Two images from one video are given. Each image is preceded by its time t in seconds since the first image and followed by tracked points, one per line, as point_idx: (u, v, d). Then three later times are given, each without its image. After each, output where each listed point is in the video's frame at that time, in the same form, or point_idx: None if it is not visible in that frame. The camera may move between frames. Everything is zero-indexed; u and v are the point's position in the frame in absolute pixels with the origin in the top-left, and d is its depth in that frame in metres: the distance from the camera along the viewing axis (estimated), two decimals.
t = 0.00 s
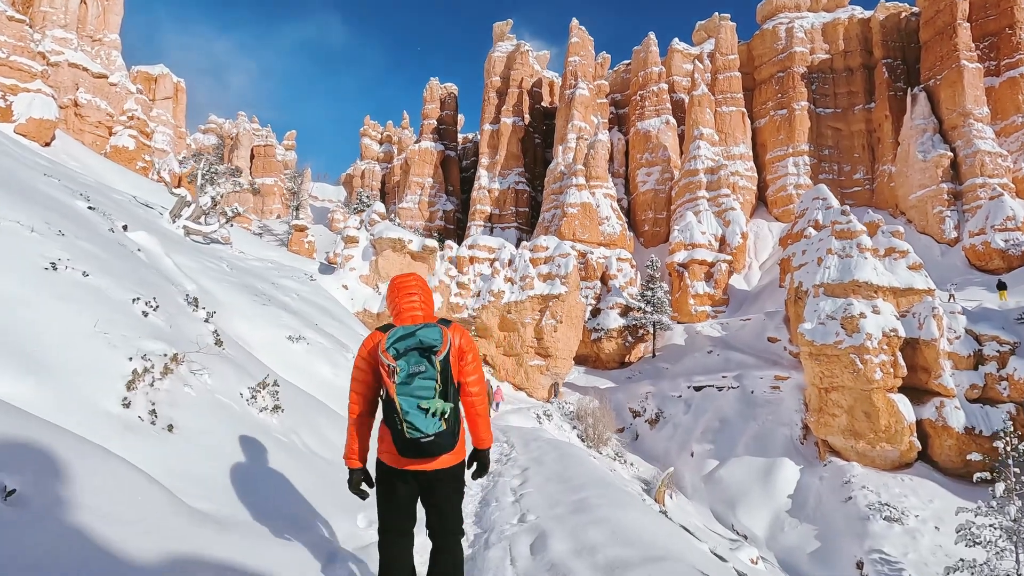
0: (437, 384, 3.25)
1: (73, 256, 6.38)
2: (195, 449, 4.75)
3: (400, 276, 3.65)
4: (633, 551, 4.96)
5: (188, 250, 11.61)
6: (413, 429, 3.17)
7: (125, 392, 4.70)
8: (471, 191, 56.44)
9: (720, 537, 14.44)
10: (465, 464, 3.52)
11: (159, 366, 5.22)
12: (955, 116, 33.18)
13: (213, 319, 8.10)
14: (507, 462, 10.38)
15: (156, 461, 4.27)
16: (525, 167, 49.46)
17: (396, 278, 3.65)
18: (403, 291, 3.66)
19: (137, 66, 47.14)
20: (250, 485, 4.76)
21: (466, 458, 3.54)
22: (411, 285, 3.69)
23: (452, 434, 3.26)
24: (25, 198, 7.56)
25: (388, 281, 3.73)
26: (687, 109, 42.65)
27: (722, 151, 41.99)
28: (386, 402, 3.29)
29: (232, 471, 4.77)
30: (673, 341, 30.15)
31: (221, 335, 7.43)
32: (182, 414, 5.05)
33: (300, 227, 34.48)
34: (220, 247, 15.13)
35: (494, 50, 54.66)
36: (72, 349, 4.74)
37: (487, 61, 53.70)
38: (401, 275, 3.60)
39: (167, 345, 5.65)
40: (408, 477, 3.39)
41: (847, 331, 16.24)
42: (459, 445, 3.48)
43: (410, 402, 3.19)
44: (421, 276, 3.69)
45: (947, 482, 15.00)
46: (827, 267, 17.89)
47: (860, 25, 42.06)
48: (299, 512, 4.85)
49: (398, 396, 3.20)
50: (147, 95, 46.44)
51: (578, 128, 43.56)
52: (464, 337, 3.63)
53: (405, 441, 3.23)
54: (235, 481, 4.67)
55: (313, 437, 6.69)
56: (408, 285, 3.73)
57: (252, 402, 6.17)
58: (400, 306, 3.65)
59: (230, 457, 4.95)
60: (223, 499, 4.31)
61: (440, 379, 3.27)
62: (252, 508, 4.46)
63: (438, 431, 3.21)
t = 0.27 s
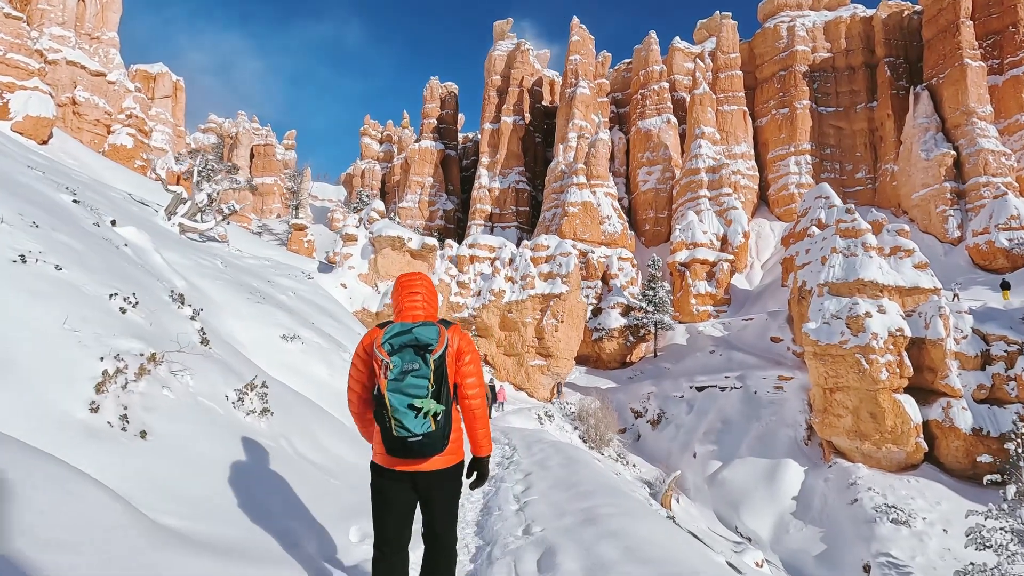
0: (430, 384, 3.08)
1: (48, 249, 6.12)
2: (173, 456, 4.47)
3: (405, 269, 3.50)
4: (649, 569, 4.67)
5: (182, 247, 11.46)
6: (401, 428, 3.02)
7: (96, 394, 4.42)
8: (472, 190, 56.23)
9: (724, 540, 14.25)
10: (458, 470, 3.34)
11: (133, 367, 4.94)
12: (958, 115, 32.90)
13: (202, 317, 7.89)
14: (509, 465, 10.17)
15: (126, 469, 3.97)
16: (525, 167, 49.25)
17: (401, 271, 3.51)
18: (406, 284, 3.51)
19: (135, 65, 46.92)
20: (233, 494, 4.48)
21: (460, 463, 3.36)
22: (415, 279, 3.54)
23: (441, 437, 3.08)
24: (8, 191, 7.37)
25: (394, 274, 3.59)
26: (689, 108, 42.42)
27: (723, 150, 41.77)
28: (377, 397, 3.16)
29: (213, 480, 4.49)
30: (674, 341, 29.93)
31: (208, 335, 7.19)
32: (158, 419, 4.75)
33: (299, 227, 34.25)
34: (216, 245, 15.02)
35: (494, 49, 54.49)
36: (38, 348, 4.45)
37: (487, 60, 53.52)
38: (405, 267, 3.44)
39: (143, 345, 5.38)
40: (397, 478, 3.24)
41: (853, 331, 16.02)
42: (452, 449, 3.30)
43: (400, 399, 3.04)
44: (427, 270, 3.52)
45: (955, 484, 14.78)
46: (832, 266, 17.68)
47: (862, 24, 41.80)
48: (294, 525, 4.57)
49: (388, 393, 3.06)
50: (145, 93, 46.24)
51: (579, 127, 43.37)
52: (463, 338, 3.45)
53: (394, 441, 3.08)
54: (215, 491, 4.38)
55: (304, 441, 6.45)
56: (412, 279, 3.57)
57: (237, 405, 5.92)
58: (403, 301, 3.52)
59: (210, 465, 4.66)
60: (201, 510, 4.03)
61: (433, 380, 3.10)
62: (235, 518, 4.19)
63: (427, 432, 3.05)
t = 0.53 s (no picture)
0: (440, 401, 3.09)
1: (11, 242, 5.84)
2: (139, 464, 4.20)
3: (427, 282, 3.54)
4: None
5: (172, 245, 11.32)
6: (408, 443, 3.06)
7: (54, 399, 4.14)
8: (470, 191, 56.03)
9: (726, 543, 14.10)
10: (461, 485, 3.37)
11: (99, 369, 4.67)
12: (957, 115, 32.78)
13: (188, 316, 7.70)
14: (508, 469, 9.97)
15: (83, 480, 3.70)
16: (523, 166, 49.06)
17: (424, 283, 3.54)
18: (427, 298, 3.56)
19: (131, 63, 46.60)
20: (210, 507, 4.22)
21: (464, 479, 3.38)
22: (437, 293, 3.58)
23: (446, 456, 3.10)
24: None
25: (417, 283, 3.62)
26: (687, 108, 42.31)
27: (722, 150, 41.70)
28: (386, 409, 3.20)
29: (182, 491, 4.22)
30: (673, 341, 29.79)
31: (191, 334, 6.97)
32: (126, 424, 4.48)
33: (295, 226, 33.97)
34: (209, 244, 14.92)
35: (492, 49, 54.33)
36: None
37: (486, 59, 53.40)
38: (427, 280, 3.47)
39: (113, 345, 5.13)
40: (400, 490, 3.27)
41: (854, 331, 15.87)
42: (457, 466, 3.32)
43: (408, 414, 3.08)
44: (449, 284, 3.55)
45: (958, 485, 14.64)
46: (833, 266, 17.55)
47: (860, 24, 41.76)
48: (271, 540, 4.26)
49: (398, 408, 3.09)
50: (141, 92, 45.94)
51: (577, 127, 43.26)
52: (478, 356, 3.49)
53: (400, 454, 3.13)
54: (184, 502, 4.11)
55: (291, 446, 6.21)
56: (434, 293, 3.62)
57: (218, 409, 5.71)
58: (424, 313, 3.53)
59: (181, 474, 4.39)
60: (166, 524, 3.76)
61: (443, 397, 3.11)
62: (204, 531, 3.91)
63: (432, 448, 3.07)
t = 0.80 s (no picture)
0: (433, 401, 3.02)
1: None
2: (92, 485, 3.71)
3: (425, 279, 3.44)
4: None
5: (156, 246, 11.06)
6: (401, 443, 3.01)
7: None
8: (466, 193, 55.85)
9: (725, 549, 13.92)
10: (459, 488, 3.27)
11: (51, 375, 4.12)
12: (952, 118, 32.86)
13: (167, 317, 7.41)
14: (505, 476, 9.75)
15: (23, 505, 3.23)
16: (519, 169, 48.94)
17: (422, 280, 3.45)
18: (426, 295, 3.46)
19: (124, 63, 46.16)
20: (177, 530, 3.82)
21: (462, 482, 3.29)
22: (435, 291, 3.47)
23: (440, 457, 3.03)
24: None
25: (417, 280, 3.52)
26: (683, 110, 42.33)
27: (718, 152, 41.74)
28: (380, 410, 3.15)
29: (140, 516, 3.74)
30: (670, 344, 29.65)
31: (166, 337, 6.61)
32: (80, 437, 4.01)
33: (289, 228, 33.64)
34: (197, 244, 14.96)
35: (488, 51, 54.27)
36: None
37: (482, 61, 53.32)
38: (425, 278, 3.37)
39: (70, 347, 4.59)
40: (397, 492, 3.20)
41: (853, 334, 15.75)
42: (455, 468, 3.24)
43: (402, 414, 3.03)
44: (448, 282, 3.45)
45: (958, 490, 14.51)
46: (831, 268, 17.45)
47: (856, 27, 41.92)
48: (246, 560, 3.92)
49: (391, 408, 3.03)
50: (133, 92, 45.50)
51: (573, 129, 43.22)
52: (477, 357, 3.39)
53: (394, 455, 3.07)
54: (144, 526, 3.69)
55: (270, 456, 5.85)
56: (433, 291, 3.52)
57: (190, 418, 5.31)
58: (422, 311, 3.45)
59: (141, 498, 3.91)
60: (120, 556, 3.28)
61: (437, 397, 3.03)
62: (176, 553, 3.62)
63: (426, 450, 3.01)
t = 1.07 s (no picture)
0: (421, 439, 3.28)
1: None
2: (41, 509, 3.32)
3: (405, 317, 3.72)
4: None
5: (138, 248, 10.71)
6: (394, 483, 3.26)
7: None
8: (460, 197, 55.67)
9: (723, 559, 13.70)
10: (459, 512, 3.54)
11: None
12: (944, 125, 33.09)
13: (144, 321, 7.12)
14: (500, 488, 9.53)
15: None
16: (514, 173, 48.86)
17: (402, 318, 3.73)
18: (408, 333, 3.75)
19: (115, 65, 45.68)
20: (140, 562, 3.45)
21: (460, 507, 3.55)
22: (416, 327, 3.76)
23: (433, 489, 3.30)
24: None
25: (397, 319, 3.81)
26: (678, 116, 42.46)
27: (713, 158, 41.88)
28: (372, 451, 3.40)
29: (97, 548, 3.33)
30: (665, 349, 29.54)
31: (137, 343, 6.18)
32: (25, 458, 3.58)
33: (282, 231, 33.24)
34: (184, 246, 14.87)
35: (483, 55, 54.25)
36: None
37: (477, 66, 53.32)
38: (405, 318, 3.66)
39: (16, 354, 4.14)
40: (399, 524, 3.48)
41: (850, 339, 15.67)
42: (451, 495, 3.51)
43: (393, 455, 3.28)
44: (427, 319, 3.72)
45: (956, 497, 14.44)
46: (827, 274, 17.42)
47: (848, 35, 42.28)
48: None
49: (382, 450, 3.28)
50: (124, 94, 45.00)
51: (568, 134, 43.24)
52: (463, 385, 3.67)
53: (391, 492, 3.34)
54: (101, 558, 3.27)
55: (252, 475, 5.53)
56: (414, 326, 3.79)
57: (155, 435, 4.93)
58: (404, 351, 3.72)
59: (101, 523, 3.54)
60: None
61: (424, 435, 3.29)
62: None
63: (419, 484, 3.27)
